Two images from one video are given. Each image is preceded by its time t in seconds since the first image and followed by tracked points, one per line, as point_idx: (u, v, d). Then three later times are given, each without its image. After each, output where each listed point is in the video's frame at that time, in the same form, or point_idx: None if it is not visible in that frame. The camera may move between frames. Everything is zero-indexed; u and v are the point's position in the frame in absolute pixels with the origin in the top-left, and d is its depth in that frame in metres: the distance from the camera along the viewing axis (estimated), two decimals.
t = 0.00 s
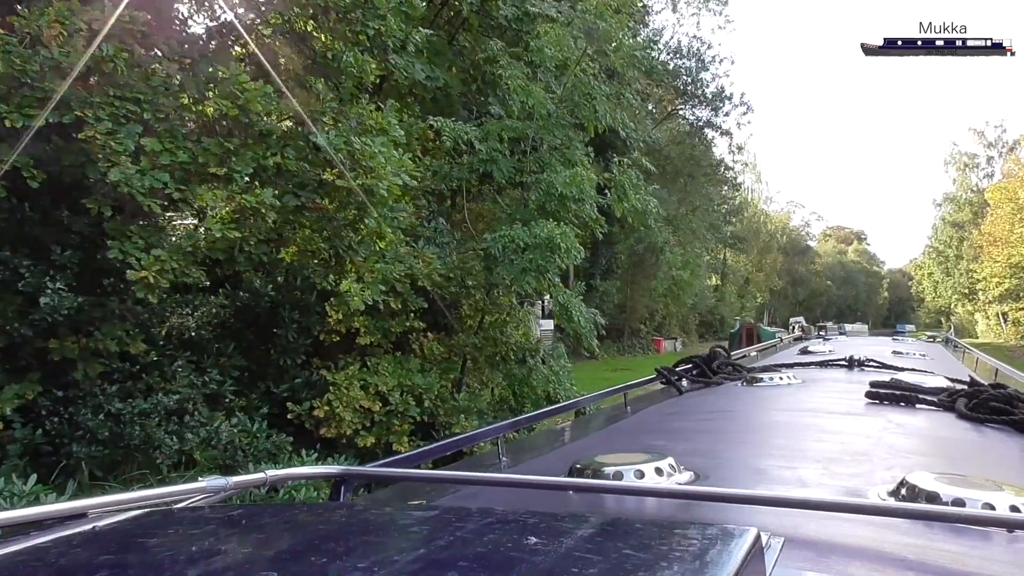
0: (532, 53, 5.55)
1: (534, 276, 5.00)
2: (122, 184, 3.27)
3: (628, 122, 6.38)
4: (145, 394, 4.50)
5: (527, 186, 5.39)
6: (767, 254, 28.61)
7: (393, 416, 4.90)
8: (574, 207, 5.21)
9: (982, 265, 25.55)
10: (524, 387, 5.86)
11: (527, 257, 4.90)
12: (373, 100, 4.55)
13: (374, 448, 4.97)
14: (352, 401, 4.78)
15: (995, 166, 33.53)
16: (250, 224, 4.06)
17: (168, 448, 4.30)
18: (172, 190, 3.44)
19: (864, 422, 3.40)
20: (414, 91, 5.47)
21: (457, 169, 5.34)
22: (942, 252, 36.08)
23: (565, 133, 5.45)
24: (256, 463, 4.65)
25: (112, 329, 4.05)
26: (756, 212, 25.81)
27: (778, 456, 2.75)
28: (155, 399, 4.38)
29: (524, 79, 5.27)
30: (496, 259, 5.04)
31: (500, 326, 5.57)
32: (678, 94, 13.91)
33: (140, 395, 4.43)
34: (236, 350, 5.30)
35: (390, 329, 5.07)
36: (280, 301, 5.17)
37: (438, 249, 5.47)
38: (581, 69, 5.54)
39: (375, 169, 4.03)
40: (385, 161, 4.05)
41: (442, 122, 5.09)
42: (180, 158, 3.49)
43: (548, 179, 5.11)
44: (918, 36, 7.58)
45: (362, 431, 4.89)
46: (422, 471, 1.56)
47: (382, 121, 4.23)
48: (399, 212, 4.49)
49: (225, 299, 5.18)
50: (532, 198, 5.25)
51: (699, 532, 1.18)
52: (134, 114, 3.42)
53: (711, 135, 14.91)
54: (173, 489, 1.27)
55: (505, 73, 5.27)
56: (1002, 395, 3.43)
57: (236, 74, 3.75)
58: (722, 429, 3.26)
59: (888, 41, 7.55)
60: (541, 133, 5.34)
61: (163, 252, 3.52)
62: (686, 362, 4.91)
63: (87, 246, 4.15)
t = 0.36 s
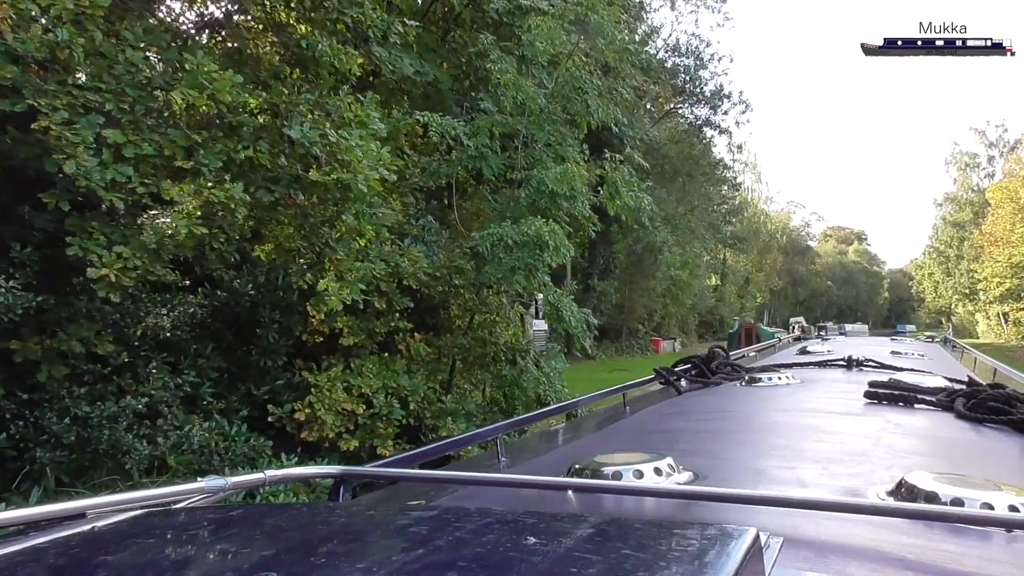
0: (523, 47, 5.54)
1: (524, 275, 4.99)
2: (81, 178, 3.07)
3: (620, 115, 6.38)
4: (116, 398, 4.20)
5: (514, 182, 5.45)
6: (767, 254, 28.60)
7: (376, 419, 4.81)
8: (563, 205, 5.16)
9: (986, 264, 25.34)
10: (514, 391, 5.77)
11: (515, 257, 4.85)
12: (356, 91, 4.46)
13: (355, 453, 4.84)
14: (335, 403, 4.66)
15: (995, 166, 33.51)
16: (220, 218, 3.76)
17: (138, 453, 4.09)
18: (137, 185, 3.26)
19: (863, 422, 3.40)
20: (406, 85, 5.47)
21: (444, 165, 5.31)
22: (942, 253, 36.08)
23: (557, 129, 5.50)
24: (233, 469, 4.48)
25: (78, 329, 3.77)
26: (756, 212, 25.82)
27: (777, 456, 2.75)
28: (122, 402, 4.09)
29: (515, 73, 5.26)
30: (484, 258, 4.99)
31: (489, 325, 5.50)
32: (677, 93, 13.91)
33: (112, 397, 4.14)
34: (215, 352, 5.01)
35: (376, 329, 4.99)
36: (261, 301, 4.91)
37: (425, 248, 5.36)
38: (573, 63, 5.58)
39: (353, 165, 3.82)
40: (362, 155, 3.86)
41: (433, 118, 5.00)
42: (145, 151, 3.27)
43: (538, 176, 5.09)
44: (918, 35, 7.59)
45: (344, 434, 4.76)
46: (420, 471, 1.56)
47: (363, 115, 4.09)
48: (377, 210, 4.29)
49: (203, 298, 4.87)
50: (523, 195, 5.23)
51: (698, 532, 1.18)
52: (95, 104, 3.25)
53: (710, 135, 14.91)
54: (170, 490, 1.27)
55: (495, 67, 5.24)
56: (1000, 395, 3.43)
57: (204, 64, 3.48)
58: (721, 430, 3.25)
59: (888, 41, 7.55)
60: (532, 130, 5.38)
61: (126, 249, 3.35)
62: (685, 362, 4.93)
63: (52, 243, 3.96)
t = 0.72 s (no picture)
0: (514, 40, 5.44)
1: (513, 274, 4.89)
2: (36, 170, 2.97)
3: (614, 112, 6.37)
4: (85, 401, 4.21)
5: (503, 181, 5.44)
6: (767, 254, 28.58)
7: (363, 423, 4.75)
8: (555, 202, 5.11)
9: (988, 265, 25.30)
10: (505, 394, 5.71)
11: (503, 256, 4.76)
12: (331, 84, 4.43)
13: (338, 458, 4.72)
14: (316, 408, 4.56)
15: (996, 165, 33.44)
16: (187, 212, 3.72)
17: (105, 460, 4.01)
18: (97, 178, 3.26)
19: (862, 423, 3.41)
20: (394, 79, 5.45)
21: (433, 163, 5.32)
22: (942, 253, 36.08)
23: (549, 126, 5.44)
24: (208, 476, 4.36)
25: (42, 329, 3.75)
26: (756, 212, 25.85)
27: (776, 456, 2.76)
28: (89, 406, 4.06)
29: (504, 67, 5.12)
30: (472, 257, 4.95)
31: (479, 327, 5.41)
32: (676, 92, 13.92)
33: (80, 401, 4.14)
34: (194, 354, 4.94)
35: (359, 330, 4.85)
36: (239, 301, 4.83)
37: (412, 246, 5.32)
38: (565, 58, 5.53)
39: (328, 159, 3.78)
40: (338, 147, 3.80)
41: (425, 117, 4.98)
42: (104, 143, 3.25)
43: (529, 172, 5.04)
44: (918, 35, 7.60)
45: (327, 439, 4.67)
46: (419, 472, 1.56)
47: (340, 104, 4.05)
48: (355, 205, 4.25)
49: (181, 299, 4.82)
50: (514, 192, 5.18)
51: (698, 533, 1.18)
52: (50, 92, 3.22)
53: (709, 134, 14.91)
54: (170, 491, 1.27)
55: (484, 62, 5.11)
56: (999, 395, 3.44)
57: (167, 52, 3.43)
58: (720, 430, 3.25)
59: (888, 41, 7.57)
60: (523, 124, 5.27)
61: (86, 246, 3.31)
62: (684, 363, 4.93)
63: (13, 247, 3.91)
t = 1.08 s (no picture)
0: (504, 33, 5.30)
1: (501, 273, 4.90)
2: None
3: (606, 108, 6.36)
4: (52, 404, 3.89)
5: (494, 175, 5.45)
6: (767, 254, 28.58)
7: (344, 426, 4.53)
8: (546, 199, 5.08)
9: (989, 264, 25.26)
10: (496, 395, 5.64)
11: (493, 253, 4.76)
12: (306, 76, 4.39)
13: (321, 463, 4.48)
14: (296, 410, 4.33)
15: (997, 165, 33.40)
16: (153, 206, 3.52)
17: (70, 467, 3.69)
18: (53, 170, 3.13)
19: (861, 422, 3.41)
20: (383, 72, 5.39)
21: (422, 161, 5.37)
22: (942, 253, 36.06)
23: (541, 121, 5.44)
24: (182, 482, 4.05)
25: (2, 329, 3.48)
26: (756, 212, 25.88)
27: (776, 456, 2.76)
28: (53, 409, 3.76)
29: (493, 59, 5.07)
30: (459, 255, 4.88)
31: (466, 327, 5.31)
32: (675, 91, 13.89)
33: (48, 403, 3.84)
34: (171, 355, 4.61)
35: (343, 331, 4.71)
36: (218, 300, 4.54)
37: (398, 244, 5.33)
38: (556, 50, 5.44)
39: (301, 151, 3.69)
40: (311, 141, 3.72)
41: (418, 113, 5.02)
42: (62, 134, 3.11)
43: (518, 168, 5.01)
44: (918, 35, 7.60)
45: (309, 443, 4.44)
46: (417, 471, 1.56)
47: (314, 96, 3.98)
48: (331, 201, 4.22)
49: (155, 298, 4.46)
50: (502, 189, 5.15)
51: (696, 532, 1.18)
52: None
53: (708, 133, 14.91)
54: (170, 491, 1.27)
55: (472, 55, 5.06)
56: (997, 395, 3.44)
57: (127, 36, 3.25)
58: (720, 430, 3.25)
59: (888, 41, 7.58)
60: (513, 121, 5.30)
61: (41, 242, 3.15)
62: (683, 363, 4.93)
63: None
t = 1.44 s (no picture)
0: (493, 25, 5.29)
1: (487, 271, 4.85)
2: None
3: (597, 103, 6.38)
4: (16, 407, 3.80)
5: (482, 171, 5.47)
6: (767, 254, 28.58)
7: (325, 429, 4.46)
8: (535, 194, 5.06)
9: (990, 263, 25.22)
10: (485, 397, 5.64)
11: (479, 251, 4.65)
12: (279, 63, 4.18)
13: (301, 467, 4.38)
14: (274, 412, 4.27)
15: (998, 165, 33.37)
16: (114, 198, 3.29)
17: (32, 472, 3.63)
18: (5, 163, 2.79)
19: (860, 422, 3.41)
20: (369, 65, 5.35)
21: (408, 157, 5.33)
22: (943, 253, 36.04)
23: (531, 116, 5.41)
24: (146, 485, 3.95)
25: None
26: (756, 212, 25.89)
27: (776, 456, 2.76)
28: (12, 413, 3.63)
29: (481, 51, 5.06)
30: (446, 254, 4.80)
31: (454, 326, 5.34)
32: (674, 88, 13.86)
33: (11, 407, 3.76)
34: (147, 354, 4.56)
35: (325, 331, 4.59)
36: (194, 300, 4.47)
37: (384, 241, 5.17)
38: (546, 43, 5.39)
39: (270, 143, 3.41)
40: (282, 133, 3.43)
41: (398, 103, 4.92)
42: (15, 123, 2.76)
43: (507, 163, 4.99)
44: (918, 35, 7.60)
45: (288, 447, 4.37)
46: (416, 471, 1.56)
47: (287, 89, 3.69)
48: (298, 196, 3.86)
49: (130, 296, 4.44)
50: (492, 184, 5.17)
51: (695, 531, 1.18)
52: None
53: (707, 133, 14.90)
54: (167, 490, 1.27)
55: (461, 47, 5.05)
56: (996, 395, 3.44)
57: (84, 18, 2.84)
58: (719, 430, 3.25)
59: (888, 41, 7.57)
60: (502, 113, 5.27)
61: None
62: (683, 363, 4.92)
63: None
